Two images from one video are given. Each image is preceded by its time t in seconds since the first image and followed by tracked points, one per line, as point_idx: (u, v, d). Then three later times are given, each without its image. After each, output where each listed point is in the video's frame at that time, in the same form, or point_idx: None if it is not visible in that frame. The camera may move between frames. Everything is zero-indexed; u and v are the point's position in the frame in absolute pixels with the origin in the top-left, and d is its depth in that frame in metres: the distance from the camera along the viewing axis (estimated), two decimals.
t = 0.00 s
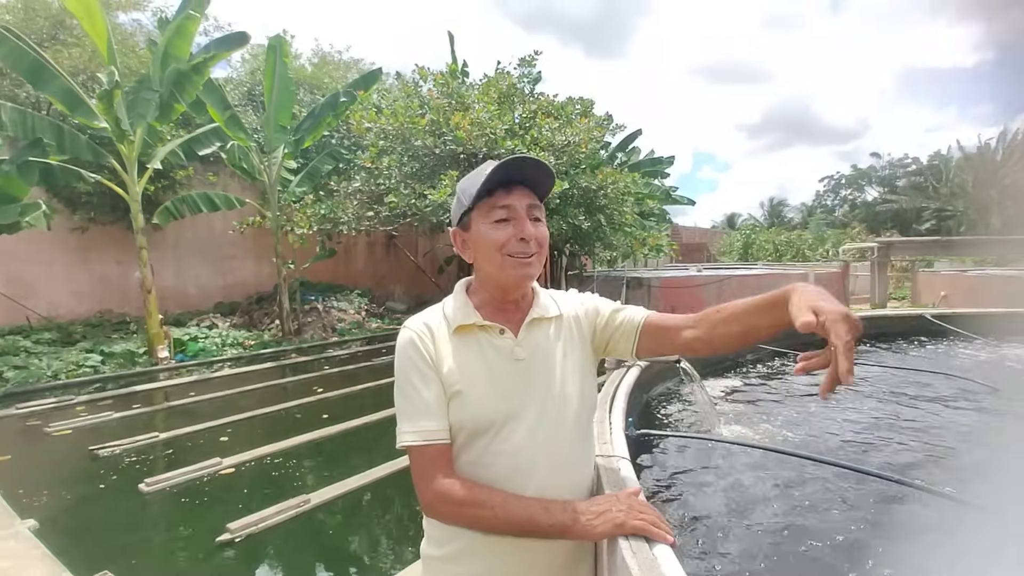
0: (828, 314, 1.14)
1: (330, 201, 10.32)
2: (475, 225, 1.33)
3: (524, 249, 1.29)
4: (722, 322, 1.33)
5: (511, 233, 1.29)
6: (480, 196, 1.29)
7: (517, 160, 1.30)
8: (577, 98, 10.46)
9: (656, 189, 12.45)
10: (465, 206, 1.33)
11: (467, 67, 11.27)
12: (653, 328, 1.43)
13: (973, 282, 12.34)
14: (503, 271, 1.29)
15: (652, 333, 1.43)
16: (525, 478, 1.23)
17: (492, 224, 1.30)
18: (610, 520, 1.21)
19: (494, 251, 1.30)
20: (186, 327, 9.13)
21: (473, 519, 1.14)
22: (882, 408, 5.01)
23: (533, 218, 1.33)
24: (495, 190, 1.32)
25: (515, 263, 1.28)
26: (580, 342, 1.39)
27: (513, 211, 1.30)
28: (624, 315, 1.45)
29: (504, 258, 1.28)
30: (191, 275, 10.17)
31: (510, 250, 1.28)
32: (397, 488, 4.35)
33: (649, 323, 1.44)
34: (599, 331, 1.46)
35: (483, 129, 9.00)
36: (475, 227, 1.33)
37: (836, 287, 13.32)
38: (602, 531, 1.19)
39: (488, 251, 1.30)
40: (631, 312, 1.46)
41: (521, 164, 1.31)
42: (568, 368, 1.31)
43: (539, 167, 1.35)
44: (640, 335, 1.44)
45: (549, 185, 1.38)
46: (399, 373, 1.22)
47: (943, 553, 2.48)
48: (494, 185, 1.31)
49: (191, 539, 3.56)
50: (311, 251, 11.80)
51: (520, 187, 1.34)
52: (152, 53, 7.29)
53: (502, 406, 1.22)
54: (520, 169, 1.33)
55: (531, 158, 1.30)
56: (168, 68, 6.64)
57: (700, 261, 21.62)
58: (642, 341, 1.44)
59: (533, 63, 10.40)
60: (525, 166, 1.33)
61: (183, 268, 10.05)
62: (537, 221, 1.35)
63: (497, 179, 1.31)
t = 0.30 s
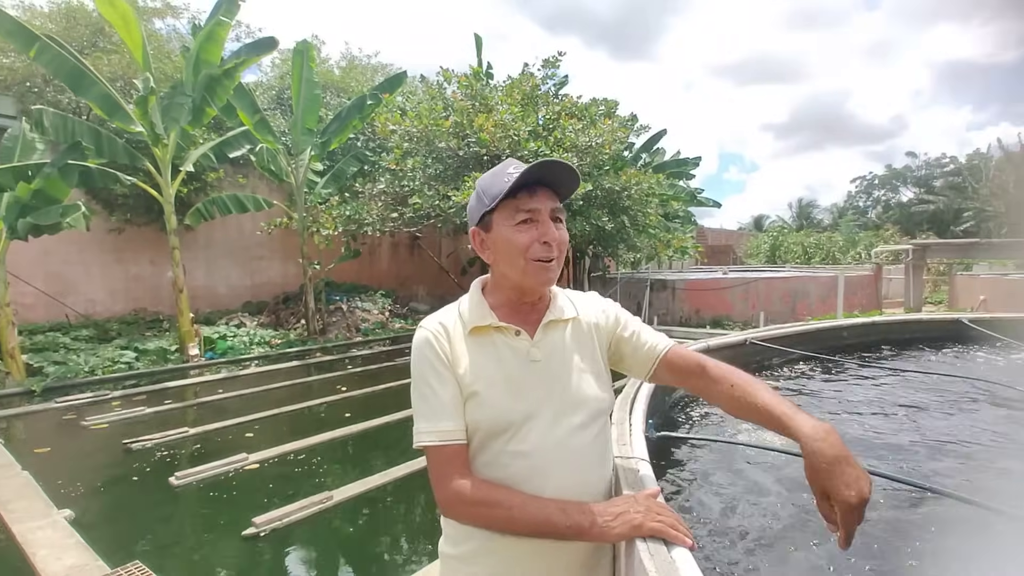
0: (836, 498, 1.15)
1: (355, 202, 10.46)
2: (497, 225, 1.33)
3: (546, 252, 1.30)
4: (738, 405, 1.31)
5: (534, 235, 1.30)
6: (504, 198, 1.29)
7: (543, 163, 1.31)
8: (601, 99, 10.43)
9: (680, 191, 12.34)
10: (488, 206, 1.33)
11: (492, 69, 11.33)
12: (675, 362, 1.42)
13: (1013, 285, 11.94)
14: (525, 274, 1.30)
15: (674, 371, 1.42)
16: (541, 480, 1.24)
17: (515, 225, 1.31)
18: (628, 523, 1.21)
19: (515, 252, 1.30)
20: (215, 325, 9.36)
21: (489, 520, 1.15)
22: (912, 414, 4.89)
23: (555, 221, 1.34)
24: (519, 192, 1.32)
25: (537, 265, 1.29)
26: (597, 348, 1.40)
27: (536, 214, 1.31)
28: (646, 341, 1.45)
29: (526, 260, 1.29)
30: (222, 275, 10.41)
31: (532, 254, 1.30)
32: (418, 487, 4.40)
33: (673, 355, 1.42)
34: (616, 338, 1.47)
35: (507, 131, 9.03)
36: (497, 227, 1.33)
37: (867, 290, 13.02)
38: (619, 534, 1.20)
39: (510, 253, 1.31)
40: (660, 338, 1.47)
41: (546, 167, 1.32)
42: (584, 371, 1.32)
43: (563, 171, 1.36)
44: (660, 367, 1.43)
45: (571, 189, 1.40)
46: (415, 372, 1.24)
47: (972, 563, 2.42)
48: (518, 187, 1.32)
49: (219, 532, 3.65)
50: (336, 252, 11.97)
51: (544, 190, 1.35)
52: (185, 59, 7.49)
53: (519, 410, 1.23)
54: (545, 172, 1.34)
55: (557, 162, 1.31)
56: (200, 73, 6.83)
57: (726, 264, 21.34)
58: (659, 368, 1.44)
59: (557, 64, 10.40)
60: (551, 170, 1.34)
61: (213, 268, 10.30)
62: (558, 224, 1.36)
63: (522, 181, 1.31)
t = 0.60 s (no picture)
0: (887, 506, 1.29)
1: (360, 203, 10.47)
2: (508, 232, 1.33)
3: (558, 257, 1.29)
4: (770, 425, 1.40)
5: (544, 241, 1.28)
6: (512, 204, 1.28)
7: (552, 166, 1.28)
8: (606, 100, 10.41)
9: (685, 191, 12.31)
10: (497, 212, 1.32)
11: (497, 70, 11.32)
12: (699, 375, 1.48)
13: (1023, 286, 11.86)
14: (536, 281, 1.30)
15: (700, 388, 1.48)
16: (557, 489, 1.24)
17: (525, 231, 1.30)
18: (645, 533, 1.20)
19: (527, 259, 1.30)
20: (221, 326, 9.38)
21: (506, 532, 1.15)
22: (922, 416, 4.86)
23: (567, 224, 1.32)
24: (528, 197, 1.31)
25: (548, 271, 1.28)
26: (617, 355, 1.40)
27: (547, 218, 1.30)
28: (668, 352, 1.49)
29: (537, 266, 1.28)
30: (227, 276, 10.44)
31: (544, 260, 1.28)
32: (424, 489, 4.39)
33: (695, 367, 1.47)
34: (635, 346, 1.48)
35: (512, 131, 9.04)
36: (508, 233, 1.33)
37: (874, 291, 12.96)
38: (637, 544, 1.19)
39: (521, 259, 1.30)
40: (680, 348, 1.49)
41: (555, 170, 1.30)
42: (603, 379, 1.31)
43: (574, 172, 1.33)
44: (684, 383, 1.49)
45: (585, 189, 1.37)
46: (430, 379, 1.23)
47: (988, 569, 2.39)
48: (528, 191, 1.30)
49: (225, 535, 3.64)
50: (341, 253, 11.96)
51: (555, 193, 1.33)
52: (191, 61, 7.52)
53: (538, 420, 1.23)
54: (557, 175, 1.31)
55: (567, 164, 1.29)
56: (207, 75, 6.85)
57: (731, 264, 21.26)
58: (679, 381, 1.49)
59: (562, 65, 10.40)
60: (561, 172, 1.32)
61: (219, 269, 10.32)
62: (571, 226, 1.34)
63: (530, 185, 1.29)
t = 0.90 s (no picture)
0: (884, 477, 1.27)
1: (354, 205, 10.47)
2: (513, 227, 1.37)
3: (563, 252, 1.32)
4: (768, 418, 1.46)
5: (549, 236, 1.32)
6: (516, 199, 1.33)
7: (554, 160, 1.33)
8: (599, 100, 10.48)
9: (678, 190, 12.42)
10: (502, 208, 1.37)
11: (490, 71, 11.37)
12: (708, 379, 1.55)
13: (1010, 281, 12.07)
14: (542, 276, 1.33)
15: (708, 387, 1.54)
16: (564, 491, 1.27)
17: (530, 226, 1.34)
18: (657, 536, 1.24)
19: (533, 256, 1.33)
20: (217, 330, 9.35)
21: (516, 535, 1.18)
22: (916, 411, 4.94)
23: (571, 219, 1.36)
24: (533, 193, 1.35)
25: (553, 266, 1.32)
26: (627, 357, 1.43)
27: (551, 214, 1.34)
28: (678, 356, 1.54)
29: (542, 261, 1.32)
30: (222, 280, 10.40)
31: (549, 255, 1.32)
32: (425, 491, 4.41)
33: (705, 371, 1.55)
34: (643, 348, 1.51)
35: (505, 132, 9.18)
36: (513, 230, 1.37)
37: (865, 287, 13.13)
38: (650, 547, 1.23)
39: (527, 255, 1.34)
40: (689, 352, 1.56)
41: (558, 164, 1.35)
42: (612, 381, 1.34)
43: (577, 167, 1.38)
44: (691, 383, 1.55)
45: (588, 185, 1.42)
46: (439, 380, 1.26)
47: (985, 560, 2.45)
48: (532, 186, 1.35)
49: (225, 540, 3.64)
50: (336, 255, 11.92)
51: (559, 188, 1.38)
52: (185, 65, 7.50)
53: (548, 423, 1.26)
54: (558, 170, 1.36)
55: (570, 159, 1.34)
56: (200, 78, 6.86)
57: (724, 262, 21.41)
58: (689, 386, 1.56)
59: (554, 66, 10.44)
60: (564, 167, 1.36)
61: (214, 272, 10.28)
62: (576, 222, 1.38)
63: (535, 181, 1.34)
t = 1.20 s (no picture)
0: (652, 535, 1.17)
1: (350, 205, 10.43)
2: (530, 225, 1.35)
3: (581, 250, 1.31)
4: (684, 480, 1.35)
5: (567, 234, 1.31)
6: (534, 195, 1.32)
7: (573, 157, 1.33)
8: (594, 100, 10.48)
9: (673, 189, 12.46)
10: (519, 205, 1.35)
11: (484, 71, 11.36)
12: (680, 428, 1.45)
13: (1002, 277, 12.17)
14: (559, 275, 1.32)
15: (671, 427, 1.46)
16: (589, 488, 1.26)
17: (549, 223, 1.33)
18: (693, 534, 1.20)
19: (551, 253, 1.32)
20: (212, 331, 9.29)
21: (547, 529, 1.17)
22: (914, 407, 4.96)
23: (590, 218, 1.35)
24: (551, 190, 1.35)
25: (571, 264, 1.31)
26: (643, 360, 1.41)
27: (571, 211, 1.33)
28: (672, 387, 1.45)
29: (560, 259, 1.31)
30: (217, 281, 10.35)
31: (568, 252, 1.30)
32: (425, 492, 4.39)
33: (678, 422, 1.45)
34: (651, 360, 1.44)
35: (501, 132, 9.19)
36: (531, 227, 1.35)
37: (859, 285, 13.21)
38: (678, 549, 1.14)
39: (544, 252, 1.32)
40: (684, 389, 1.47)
41: (577, 161, 1.34)
42: (630, 381, 1.33)
43: (596, 164, 1.37)
44: (659, 417, 1.46)
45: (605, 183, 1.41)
46: (455, 378, 1.25)
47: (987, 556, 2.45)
48: (551, 183, 1.34)
49: (223, 543, 3.61)
50: (331, 255, 11.89)
51: (578, 187, 1.37)
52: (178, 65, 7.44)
53: (563, 424, 1.25)
54: (578, 167, 1.35)
55: (590, 156, 1.34)
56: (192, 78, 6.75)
57: (718, 261, 21.45)
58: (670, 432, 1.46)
59: (549, 66, 10.45)
60: (583, 165, 1.35)
61: (208, 273, 10.22)
62: (594, 221, 1.37)
63: (552, 178, 1.34)
